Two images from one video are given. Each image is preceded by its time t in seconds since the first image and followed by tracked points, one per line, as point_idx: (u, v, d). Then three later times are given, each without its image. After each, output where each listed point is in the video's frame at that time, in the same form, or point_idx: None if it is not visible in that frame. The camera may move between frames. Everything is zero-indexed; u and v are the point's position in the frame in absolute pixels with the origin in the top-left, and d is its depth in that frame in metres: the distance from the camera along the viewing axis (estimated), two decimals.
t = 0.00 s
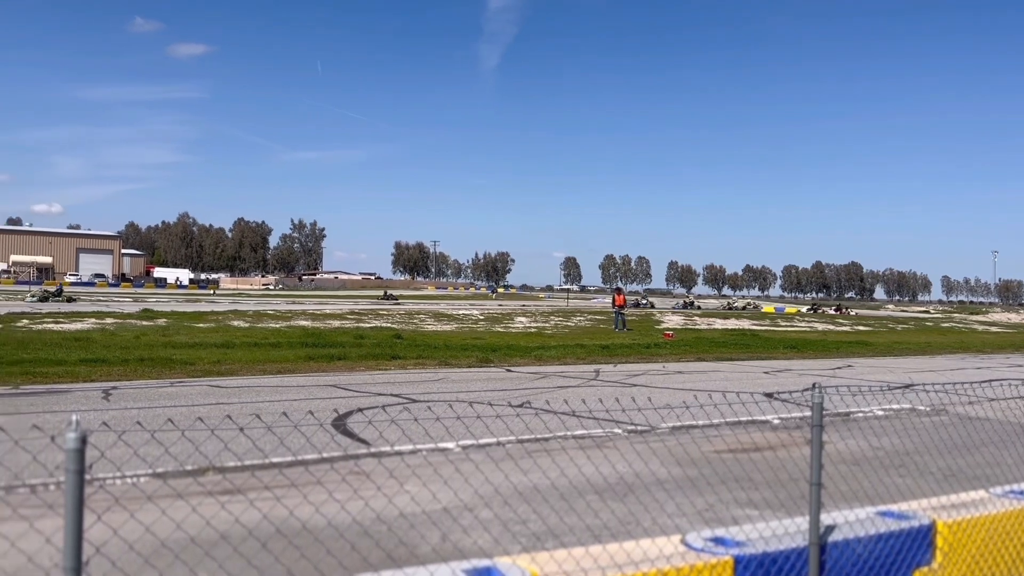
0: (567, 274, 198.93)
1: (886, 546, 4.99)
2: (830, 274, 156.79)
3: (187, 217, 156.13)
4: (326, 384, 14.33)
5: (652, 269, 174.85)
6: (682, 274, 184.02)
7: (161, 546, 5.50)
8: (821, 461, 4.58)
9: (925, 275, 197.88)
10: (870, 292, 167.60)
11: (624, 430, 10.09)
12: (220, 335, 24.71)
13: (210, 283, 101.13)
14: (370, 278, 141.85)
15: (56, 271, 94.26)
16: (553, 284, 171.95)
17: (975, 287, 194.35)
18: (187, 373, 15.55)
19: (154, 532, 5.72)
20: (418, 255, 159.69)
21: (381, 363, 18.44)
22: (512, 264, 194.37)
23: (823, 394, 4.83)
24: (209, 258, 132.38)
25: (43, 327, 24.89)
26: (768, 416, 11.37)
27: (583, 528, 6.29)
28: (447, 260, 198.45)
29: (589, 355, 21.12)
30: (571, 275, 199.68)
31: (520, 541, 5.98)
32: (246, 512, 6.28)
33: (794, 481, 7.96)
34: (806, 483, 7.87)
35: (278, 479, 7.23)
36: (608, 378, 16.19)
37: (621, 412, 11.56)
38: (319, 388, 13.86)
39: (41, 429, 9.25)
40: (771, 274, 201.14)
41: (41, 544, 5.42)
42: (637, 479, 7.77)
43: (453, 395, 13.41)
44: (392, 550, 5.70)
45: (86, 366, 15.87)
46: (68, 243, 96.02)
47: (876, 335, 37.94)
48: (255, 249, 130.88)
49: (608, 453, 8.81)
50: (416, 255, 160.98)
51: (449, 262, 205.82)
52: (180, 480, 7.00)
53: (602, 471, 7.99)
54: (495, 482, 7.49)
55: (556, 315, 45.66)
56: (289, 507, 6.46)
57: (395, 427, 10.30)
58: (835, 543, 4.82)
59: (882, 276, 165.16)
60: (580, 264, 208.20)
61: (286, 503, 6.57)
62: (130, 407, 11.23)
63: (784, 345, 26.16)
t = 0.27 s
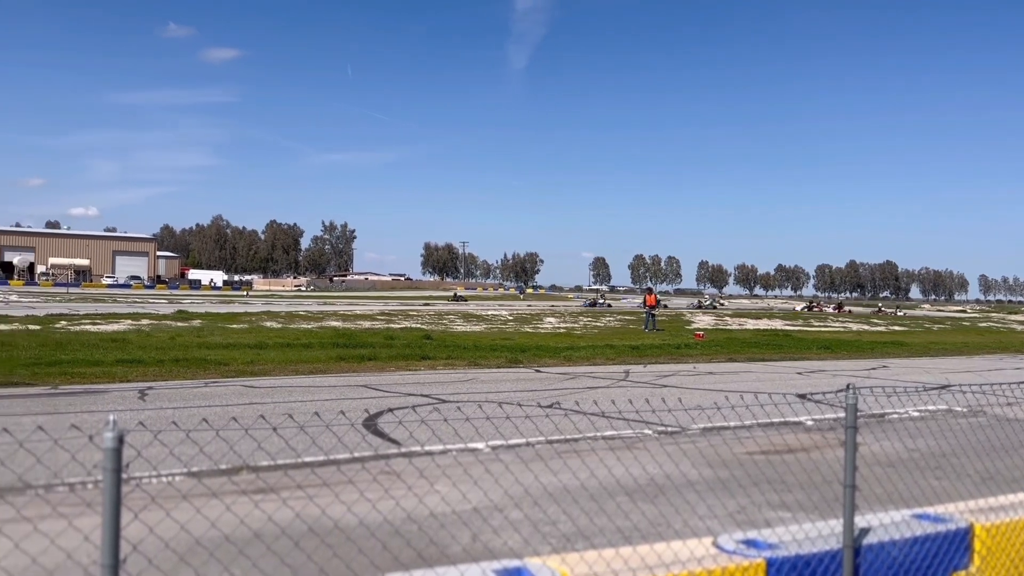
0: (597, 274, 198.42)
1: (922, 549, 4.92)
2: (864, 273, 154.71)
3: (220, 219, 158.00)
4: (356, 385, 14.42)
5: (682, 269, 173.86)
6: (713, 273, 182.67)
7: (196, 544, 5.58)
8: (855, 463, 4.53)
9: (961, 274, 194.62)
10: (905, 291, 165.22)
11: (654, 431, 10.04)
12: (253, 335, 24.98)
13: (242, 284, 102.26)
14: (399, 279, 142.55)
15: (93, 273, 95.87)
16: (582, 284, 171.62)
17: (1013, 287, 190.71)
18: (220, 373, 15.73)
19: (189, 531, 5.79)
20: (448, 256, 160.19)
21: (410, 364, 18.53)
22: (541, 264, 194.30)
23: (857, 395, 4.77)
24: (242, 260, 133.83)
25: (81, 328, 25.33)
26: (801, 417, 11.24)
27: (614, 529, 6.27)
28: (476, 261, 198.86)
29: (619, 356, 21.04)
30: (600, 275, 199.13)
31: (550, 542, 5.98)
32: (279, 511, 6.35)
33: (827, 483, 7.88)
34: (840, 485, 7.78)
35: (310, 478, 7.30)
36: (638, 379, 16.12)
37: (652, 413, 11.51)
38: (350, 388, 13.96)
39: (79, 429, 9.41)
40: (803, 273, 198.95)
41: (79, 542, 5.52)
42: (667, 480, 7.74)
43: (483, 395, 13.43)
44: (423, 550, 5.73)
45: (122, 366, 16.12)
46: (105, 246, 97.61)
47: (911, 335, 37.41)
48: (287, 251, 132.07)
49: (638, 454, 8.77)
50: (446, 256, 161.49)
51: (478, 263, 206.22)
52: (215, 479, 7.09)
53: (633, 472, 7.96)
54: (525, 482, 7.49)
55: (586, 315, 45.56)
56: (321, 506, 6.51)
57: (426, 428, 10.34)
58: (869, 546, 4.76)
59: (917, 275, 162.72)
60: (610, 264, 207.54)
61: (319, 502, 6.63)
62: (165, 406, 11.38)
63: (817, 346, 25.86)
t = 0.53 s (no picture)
0: (636, 274, 197.44)
1: (972, 554, 4.82)
2: (910, 273, 151.77)
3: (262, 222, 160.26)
4: (396, 385, 14.53)
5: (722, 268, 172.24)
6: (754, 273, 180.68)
7: (241, 542, 5.66)
8: (902, 465, 4.45)
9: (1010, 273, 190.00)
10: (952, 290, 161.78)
11: (695, 433, 9.95)
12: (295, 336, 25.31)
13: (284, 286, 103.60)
14: (439, 280, 143.27)
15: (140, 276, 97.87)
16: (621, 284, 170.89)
17: None
18: (263, 373, 15.95)
19: (234, 529, 5.89)
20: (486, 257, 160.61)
21: (449, 364, 18.62)
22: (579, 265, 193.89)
23: (903, 397, 4.69)
24: (283, 262, 135.58)
25: (128, 329, 25.88)
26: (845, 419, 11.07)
27: (654, 531, 6.24)
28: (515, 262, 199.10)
29: (659, 356, 20.92)
30: (639, 275, 198.13)
31: (590, 543, 5.97)
32: (321, 509, 6.42)
33: (873, 486, 7.74)
34: (885, 488, 7.65)
35: (351, 477, 7.37)
36: (678, 380, 16.00)
37: (692, 414, 11.42)
38: (390, 388, 14.07)
39: (127, 429, 9.61)
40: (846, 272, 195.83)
41: (128, 539, 5.64)
42: (708, 482, 7.67)
43: (522, 396, 13.44)
44: (464, 550, 5.75)
45: (168, 366, 16.43)
46: (151, 249, 99.58)
47: (960, 335, 36.63)
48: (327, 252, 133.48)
49: (679, 456, 8.71)
50: (484, 257, 161.89)
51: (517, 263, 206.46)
52: (258, 478, 7.20)
53: (673, 474, 7.90)
54: (565, 483, 7.48)
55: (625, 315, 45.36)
56: (362, 505, 6.57)
57: (465, 428, 10.37)
58: (917, 550, 4.67)
59: (965, 274, 159.21)
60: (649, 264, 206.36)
61: (360, 501, 6.69)
62: (209, 406, 11.57)
63: (862, 346, 25.43)
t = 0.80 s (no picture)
0: (685, 274, 195.66)
1: None
2: (969, 271, 147.70)
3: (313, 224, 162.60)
4: (445, 385, 14.61)
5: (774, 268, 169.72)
6: (806, 272, 177.69)
7: (294, 539, 5.76)
8: (962, 469, 4.34)
9: None
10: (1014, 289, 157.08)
11: (747, 435, 9.82)
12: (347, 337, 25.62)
13: (335, 287, 104.95)
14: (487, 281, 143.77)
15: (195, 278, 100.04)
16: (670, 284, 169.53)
17: None
18: (315, 373, 16.18)
19: (287, 526, 5.99)
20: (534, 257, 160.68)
21: (497, 365, 18.68)
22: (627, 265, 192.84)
23: (963, 398, 4.57)
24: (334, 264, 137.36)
25: (185, 330, 26.48)
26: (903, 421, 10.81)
27: (705, 534, 6.18)
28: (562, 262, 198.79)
29: (710, 357, 20.70)
30: (688, 275, 196.31)
31: (640, 545, 5.93)
32: (373, 508, 6.49)
33: (931, 489, 7.56)
34: (944, 491, 7.46)
35: (401, 477, 7.43)
36: (729, 381, 15.80)
37: (744, 416, 11.27)
38: (439, 389, 14.14)
39: (184, 427, 9.83)
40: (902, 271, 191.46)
41: (185, 535, 5.78)
42: (761, 485, 7.57)
43: (570, 397, 13.41)
44: (513, 550, 5.76)
45: (224, 367, 16.77)
46: (207, 252, 101.70)
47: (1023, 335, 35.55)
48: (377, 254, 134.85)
49: (730, 458, 8.61)
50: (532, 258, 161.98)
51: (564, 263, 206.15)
52: (311, 476, 7.30)
53: (724, 476, 7.81)
54: (614, 484, 7.45)
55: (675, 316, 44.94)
56: (413, 504, 6.63)
57: (514, 428, 10.39)
58: (978, 556, 4.55)
59: None
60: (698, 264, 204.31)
61: (410, 500, 6.75)
62: (263, 406, 11.77)
63: (920, 346, 24.82)
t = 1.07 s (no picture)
0: (745, 273, 192.76)
1: None
2: None
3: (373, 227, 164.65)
4: (503, 385, 14.65)
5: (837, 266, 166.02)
6: (871, 271, 173.39)
7: (356, 536, 5.85)
8: None
9: None
10: None
11: (810, 437, 9.63)
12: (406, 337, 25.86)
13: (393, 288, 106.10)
14: (544, 281, 143.76)
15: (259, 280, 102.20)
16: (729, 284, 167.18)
17: None
18: (374, 373, 16.37)
19: (349, 523, 6.08)
20: (591, 258, 160.08)
21: (555, 365, 18.65)
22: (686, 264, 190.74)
23: None
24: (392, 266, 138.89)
25: (250, 331, 27.05)
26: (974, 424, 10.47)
27: (768, 538, 6.08)
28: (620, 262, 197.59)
29: (772, 358, 20.33)
30: (748, 274, 193.35)
31: (700, 548, 5.87)
32: (432, 507, 6.56)
33: (1004, 494, 7.32)
34: (1018, 497, 7.21)
35: (459, 476, 7.48)
36: (791, 382, 15.49)
37: (807, 418, 11.05)
38: (497, 389, 14.17)
39: (249, 426, 10.04)
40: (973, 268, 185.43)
41: (251, 532, 5.91)
42: (825, 488, 7.42)
43: (629, 398, 13.32)
44: (572, 551, 5.76)
45: (287, 367, 17.10)
46: (269, 254, 103.81)
47: None
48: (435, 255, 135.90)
49: (792, 461, 8.45)
50: (589, 258, 161.39)
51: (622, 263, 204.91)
52: (372, 475, 7.40)
53: (787, 479, 7.68)
54: (674, 487, 7.38)
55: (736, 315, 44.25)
56: (472, 504, 6.67)
57: (572, 429, 10.36)
58: None
59: None
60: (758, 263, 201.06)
61: (469, 499, 6.80)
62: (325, 405, 11.95)
63: (993, 346, 23.98)
